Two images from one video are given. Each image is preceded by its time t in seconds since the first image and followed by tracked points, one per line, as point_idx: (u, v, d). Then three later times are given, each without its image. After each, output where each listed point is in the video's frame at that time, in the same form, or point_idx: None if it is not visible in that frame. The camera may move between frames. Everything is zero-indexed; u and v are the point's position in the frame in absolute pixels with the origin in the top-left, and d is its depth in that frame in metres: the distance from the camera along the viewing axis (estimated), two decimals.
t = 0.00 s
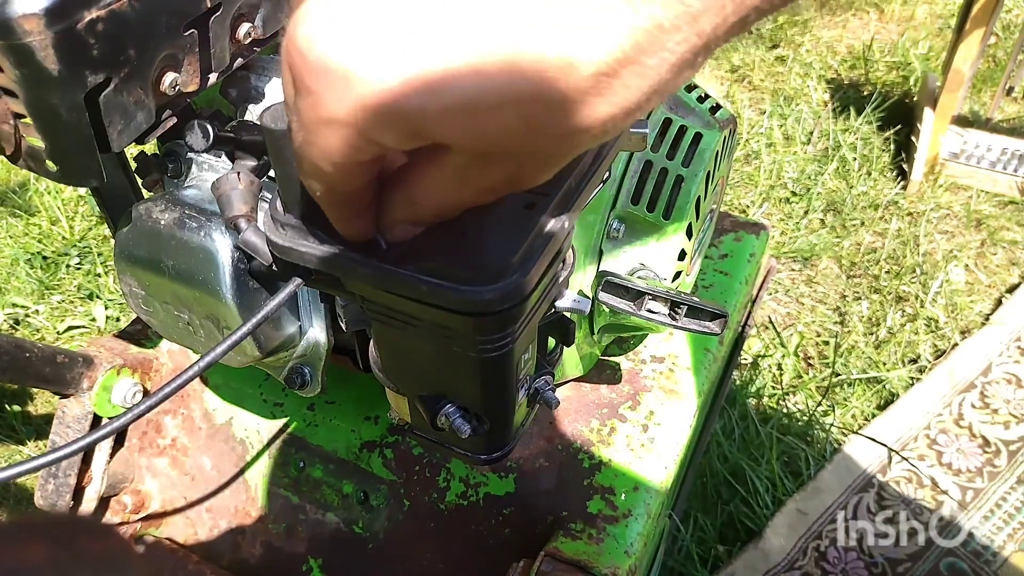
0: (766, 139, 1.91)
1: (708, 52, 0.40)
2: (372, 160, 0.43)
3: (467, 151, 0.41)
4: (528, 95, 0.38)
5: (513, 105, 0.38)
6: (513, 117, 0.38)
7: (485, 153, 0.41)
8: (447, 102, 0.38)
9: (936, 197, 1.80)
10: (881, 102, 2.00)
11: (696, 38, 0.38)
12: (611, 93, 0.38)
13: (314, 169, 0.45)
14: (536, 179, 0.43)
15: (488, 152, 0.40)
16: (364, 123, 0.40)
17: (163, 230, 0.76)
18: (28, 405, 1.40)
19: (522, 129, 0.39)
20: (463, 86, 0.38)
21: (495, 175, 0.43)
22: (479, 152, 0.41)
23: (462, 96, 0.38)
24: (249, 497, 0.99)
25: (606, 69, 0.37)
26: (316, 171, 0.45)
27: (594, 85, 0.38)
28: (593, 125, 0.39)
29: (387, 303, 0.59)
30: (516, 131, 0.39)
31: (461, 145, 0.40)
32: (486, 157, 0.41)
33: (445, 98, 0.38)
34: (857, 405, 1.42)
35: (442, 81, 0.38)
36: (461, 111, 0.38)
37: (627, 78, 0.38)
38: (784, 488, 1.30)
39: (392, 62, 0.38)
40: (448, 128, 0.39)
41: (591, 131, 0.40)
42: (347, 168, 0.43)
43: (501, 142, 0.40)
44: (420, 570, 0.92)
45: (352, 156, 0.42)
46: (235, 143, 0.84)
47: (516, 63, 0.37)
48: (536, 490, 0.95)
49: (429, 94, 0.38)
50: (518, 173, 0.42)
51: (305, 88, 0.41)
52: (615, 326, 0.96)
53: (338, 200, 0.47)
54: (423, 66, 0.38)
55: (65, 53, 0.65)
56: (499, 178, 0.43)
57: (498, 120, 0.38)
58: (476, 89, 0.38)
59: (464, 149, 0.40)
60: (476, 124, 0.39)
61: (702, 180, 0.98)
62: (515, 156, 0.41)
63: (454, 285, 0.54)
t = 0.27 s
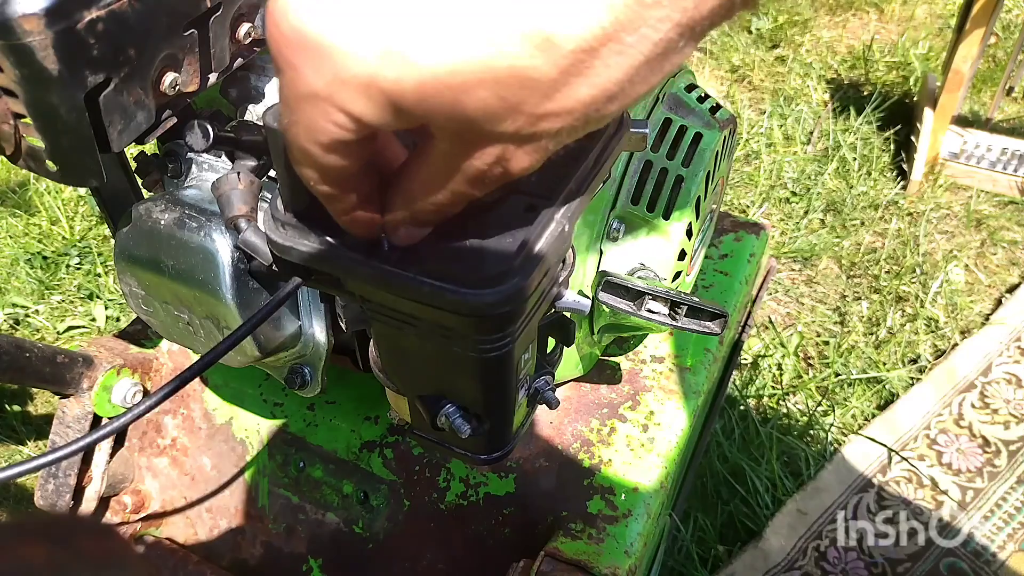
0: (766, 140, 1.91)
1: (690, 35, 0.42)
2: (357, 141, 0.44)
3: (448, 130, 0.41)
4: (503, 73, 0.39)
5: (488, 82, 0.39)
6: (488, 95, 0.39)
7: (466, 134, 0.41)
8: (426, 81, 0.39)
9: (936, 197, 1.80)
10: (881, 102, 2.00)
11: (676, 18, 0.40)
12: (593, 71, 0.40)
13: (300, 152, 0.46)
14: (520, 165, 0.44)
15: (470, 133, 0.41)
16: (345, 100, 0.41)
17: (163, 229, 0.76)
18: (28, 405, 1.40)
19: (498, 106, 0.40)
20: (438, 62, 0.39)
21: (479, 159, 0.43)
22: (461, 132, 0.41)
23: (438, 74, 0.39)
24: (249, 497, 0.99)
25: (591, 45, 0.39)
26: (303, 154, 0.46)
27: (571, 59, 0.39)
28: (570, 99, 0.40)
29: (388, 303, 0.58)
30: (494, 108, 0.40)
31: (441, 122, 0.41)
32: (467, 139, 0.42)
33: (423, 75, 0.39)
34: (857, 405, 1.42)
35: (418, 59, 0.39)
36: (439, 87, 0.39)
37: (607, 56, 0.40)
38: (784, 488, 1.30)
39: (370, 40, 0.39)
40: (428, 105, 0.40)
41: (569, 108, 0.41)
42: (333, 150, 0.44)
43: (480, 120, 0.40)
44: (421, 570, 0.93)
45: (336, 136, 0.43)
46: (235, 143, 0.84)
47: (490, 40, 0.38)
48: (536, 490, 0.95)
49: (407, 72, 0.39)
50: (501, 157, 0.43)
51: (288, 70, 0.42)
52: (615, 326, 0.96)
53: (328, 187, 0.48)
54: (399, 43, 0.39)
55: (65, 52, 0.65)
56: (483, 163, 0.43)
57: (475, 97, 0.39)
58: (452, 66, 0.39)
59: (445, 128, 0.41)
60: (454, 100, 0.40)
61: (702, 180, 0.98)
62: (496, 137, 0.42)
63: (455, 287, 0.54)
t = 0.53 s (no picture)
0: (766, 140, 1.91)
1: (690, 40, 0.41)
2: (355, 151, 0.43)
3: (450, 139, 0.41)
4: (508, 88, 0.38)
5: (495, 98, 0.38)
6: (494, 109, 0.39)
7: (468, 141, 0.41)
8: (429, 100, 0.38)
9: (936, 197, 1.80)
10: (881, 102, 2.01)
11: (675, 29, 0.39)
12: (595, 83, 0.39)
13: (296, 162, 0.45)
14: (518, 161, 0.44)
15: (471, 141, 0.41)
16: (343, 120, 0.40)
17: (163, 230, 0.76)
18: (28, 405, 1.40)
19: (503, 119, 0.39)
20: (442, 82, 0.38)
21: (478, 160, 0.43)
22: (463, 140, 0.41)
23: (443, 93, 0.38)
24: (249, 496, 0.99)
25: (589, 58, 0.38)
26: (299, 164, 0.45)
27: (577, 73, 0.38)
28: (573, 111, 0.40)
29: (387, 303, 0.59)
30: (498, 120, 0.39)
31: (444, 134, 0.41)
32: (468, 145, 0.41)
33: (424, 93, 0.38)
34: (857, 405, 1.42)
35: (422, 79, 0.38)
36: (443, 104, 0.39)
37: (607, 69, 0.39)
38: (784, 488, 1.30)
39: (368, 64, 0.38)
40: (431, 120, 0.39)
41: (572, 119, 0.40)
42: (330, 159, 0.43)
43: (483, 129, 0.40)
44: (421, 570, 0.93)
45: (334, 147, 0.42)
46: (235, 143, 0.85)
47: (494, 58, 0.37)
48: (535, 490, 0.95)
49: (409, 92, 0.38)
50: (500, 160, 0.43)
51: (280, 90, 0.41)
52: (615, 326, 0.96)
53: (322, 190, 0.47)
54: (400, 64, 0.38)
55: (65, 52, 0.65)
56: (482, 164, 0.43)
57: (480, 112, 0.39)
58: (457, 85, 0.38)
59: (447, 138, 0.41)
60: (458, 115, 0.39)
61: (702, 180, 0.98)
62: (497, 143, 0.41)
63: (453, 278, 0.53)
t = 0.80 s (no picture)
0: (766, 140, 1.91)
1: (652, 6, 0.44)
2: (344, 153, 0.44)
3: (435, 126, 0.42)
4: (481, 65, 0.40)
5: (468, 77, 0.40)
6: (472, 89, 0.40)
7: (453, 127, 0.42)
8: (406, 88, 0.40)
9: (936, 197, 1.80)
10: (881, 102, 2.01)
11: None
12: (570, 51, 0.41)
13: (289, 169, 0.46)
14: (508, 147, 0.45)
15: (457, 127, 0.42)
16: (328, 116, 0.41)
17: (163, 230, 0.76)
18: (28, 405, 1.40)
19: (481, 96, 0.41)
20: (417, 67, 0.39)
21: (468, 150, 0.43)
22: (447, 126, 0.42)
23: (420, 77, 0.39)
24: (249, 497, 0.99)
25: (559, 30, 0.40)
26: (292, 171, 0.45)
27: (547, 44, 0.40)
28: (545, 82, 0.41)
29: (387, 303, 0.58)
30: (474, 101, 0.41)
31: (432, 123, 0.41)
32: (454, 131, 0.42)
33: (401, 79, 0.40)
34: (857, 405, 1.42)
35: (397, 67, 0.39)
36: (422, 90, 0.40)
37: (584, 34, 0.41)
38: (784, 488, 1.30)
39: (345, 57, 0.40)
40: (414, 107, 0.40)
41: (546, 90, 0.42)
42: (324, 162, 0.44)
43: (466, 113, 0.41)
44: (421, 570, 0.93)
45: (323, 149, 0.43)
46: (235, 143, 0.84)
47: (465, 40, 0.39)
48: (536, 489, 0.95)
49: (388, 81, 0.40)
50: (488, 144, 0.43)
51: (266, 99, 0.42)
52: (615, 326, 0.96)
53: (314, 199, 0.48)
54: (372, 53, 0.39)
55: (65, 52, 0.65)
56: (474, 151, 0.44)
57: (458, 93, 0.40)
58: (432, 68, 0.39)
59: (433, 126, 0.41)
60: (438, 101, 0.40)
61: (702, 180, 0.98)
62: (483, 124, 0.42)
63: (447, 272, 0.53)
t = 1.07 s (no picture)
0: (766, 140, 1.91)
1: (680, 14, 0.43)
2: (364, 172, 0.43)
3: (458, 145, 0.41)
4: (509, 88, 0.39)
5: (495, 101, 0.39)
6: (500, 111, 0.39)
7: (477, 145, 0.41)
8: (433, 114, 0.39)
9: (936, 197, 1.80)
10: (881, 102, 2.01)
11: None
12: (594, 63, 0.40)
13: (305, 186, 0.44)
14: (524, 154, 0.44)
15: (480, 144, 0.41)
16: (353, 144, 0.40)
17: (163, 230, 0.76)
18: (28, 405, 1.40)
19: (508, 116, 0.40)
20: (445, 93, 0.38)
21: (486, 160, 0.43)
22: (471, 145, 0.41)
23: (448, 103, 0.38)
24: (249, 497, 0.99)
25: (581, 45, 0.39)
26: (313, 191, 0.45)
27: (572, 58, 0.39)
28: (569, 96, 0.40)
29: (387, 303, 0.58)
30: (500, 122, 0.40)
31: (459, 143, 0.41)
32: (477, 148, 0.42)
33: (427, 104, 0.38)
34: (857, 405, 1.42)
35: (424, 93, 0.38)
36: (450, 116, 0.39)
37: (608, 46, 0.40)
38: (784, 488, 1.30)
39: (371, 90, 0.38)
40: (440, 130, 0.40)
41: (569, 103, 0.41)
42: (347, 184, 0.44)
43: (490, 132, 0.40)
44: (421, 570, 0.93)
45: (344, 170, 0.42)
46: (235, 143, 0.84)
47: (492, 64, 0.38)
48: (536, 490, 0.95)
49: (416, 109, 0.38)
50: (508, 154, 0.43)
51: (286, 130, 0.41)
52: (615, 326, 0.96)
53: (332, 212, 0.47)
54: (397, 78, 0.38)
55: (65, 52, 0.65)
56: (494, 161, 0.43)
57: (486, 116, 0.39)
58: (460, 94, 0.38)
59: (457, 145, 0.41)
60: (465, 124, 0.39)
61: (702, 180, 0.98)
62: (505, 140, 0.42)
63: (450, 277, 0.53)
